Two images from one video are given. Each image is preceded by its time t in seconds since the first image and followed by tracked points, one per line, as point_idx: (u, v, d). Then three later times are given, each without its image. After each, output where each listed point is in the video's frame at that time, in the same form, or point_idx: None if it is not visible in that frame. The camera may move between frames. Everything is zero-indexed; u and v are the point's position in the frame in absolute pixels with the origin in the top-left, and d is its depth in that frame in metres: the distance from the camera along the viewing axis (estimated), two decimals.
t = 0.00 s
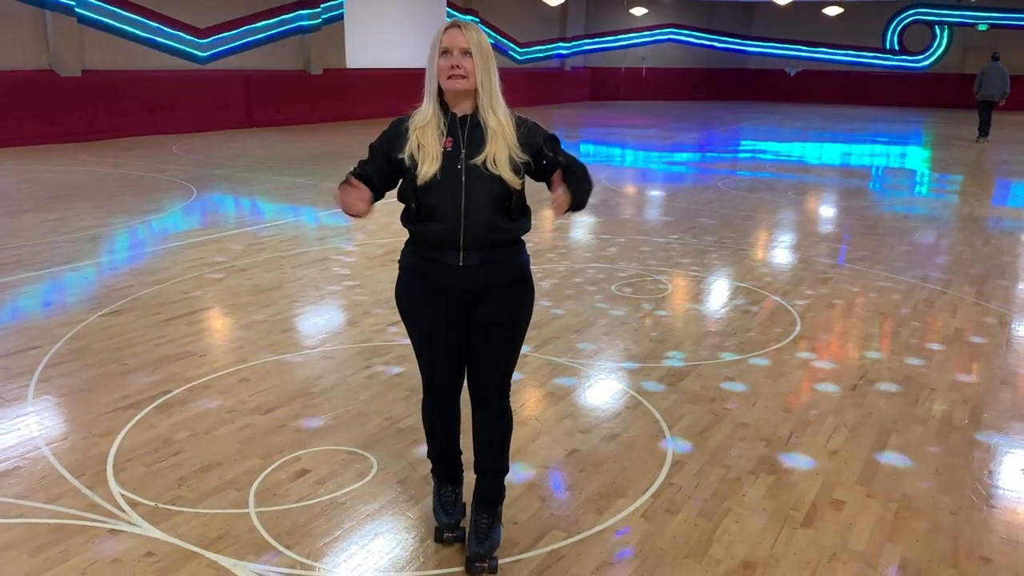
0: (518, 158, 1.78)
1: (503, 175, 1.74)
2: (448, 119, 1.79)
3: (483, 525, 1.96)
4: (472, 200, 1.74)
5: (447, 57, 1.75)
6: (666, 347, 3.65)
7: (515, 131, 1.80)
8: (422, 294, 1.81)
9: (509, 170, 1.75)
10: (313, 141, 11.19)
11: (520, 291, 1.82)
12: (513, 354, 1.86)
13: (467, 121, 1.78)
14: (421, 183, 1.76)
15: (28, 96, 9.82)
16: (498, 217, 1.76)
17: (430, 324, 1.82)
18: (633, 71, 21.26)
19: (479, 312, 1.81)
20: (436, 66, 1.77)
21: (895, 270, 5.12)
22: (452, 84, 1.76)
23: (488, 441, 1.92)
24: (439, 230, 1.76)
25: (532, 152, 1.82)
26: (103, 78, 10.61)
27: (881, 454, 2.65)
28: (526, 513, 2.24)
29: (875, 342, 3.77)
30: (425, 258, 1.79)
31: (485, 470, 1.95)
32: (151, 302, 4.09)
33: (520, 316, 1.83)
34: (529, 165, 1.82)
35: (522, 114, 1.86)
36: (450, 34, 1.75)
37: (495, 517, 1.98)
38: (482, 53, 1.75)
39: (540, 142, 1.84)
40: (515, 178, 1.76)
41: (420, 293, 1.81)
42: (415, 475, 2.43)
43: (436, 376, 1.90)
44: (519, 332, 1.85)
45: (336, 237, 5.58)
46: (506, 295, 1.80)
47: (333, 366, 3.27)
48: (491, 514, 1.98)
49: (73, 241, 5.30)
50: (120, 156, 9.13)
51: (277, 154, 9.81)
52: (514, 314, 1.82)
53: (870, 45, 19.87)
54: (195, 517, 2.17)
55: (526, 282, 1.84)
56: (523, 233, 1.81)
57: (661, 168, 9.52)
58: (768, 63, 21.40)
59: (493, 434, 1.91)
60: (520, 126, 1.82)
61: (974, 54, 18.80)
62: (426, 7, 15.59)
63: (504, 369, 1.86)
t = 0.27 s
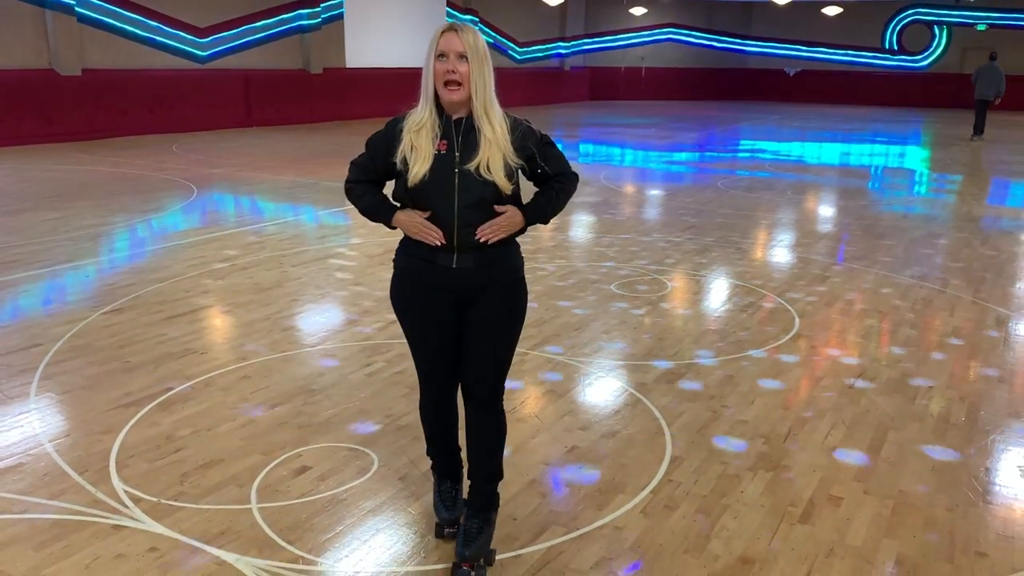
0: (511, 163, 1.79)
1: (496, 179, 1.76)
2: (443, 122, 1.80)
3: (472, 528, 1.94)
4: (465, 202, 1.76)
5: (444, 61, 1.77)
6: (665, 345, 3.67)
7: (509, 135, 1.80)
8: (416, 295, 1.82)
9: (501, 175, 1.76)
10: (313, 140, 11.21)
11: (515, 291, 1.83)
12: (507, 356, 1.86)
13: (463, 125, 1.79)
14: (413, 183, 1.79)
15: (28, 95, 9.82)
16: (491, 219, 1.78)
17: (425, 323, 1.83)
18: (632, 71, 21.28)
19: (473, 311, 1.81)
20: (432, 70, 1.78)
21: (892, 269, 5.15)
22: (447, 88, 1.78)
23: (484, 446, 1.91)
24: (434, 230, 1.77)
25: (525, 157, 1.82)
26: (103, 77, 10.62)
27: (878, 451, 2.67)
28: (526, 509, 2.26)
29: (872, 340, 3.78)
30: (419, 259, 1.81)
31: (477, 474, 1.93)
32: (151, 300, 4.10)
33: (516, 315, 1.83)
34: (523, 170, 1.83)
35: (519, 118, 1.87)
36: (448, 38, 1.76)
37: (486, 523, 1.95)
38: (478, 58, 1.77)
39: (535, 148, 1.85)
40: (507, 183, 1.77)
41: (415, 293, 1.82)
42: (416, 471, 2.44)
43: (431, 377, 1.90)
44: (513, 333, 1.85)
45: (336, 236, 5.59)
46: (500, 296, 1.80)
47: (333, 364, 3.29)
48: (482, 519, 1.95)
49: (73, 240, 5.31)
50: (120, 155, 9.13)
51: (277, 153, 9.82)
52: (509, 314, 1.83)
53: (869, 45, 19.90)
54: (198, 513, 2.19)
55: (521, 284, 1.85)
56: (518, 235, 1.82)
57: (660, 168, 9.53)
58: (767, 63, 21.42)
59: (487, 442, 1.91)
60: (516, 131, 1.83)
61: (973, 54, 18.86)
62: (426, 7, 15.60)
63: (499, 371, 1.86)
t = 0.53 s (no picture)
0: (512, 158, 1.79)
1: (497, 175, 1.76)
2: (445, 119, 1.81)
3: (470, 527, 1.94)
4: (466, 200, 1.76)
5: (446, 57, 1.78)
6: (664, 344, 3.68)
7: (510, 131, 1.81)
8: (416, 293, 1.83)
9: (502, 170, 1.76)
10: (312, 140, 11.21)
11: (514, 291, 1.84)
12: (507, 355, 1.88)
13: (465, 122, 1.80)
14: (414, 180, 1.78)
15: (28, 95, 9.83)
16: (491, 217, 1.79)
17: (425, 321, 1.84)
18: (632, 72, 21.30)
19: (472, 310, 1.82)
20: (434, 66, 1.79)
21: (891, 269, 5.16)
22: (449, 83, 1.78)
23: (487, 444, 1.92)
24: (434, 228, 1.78)
25: (527, 152, 1.83)
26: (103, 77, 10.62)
27: (876, 449, 2.68)
28: (527, 506, 2.27)
29: (871, 340, 3.80)
30: (419, 257, 1.81)
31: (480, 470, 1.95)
32: (152, 299, 4.11)
33: (514, 315, 1.85)
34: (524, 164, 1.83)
35: (519, 114, 1.88)
36: (449, 34, 1.77)
37: (481, 522, 1.95)
38: (480, 53, 1.78)
39: (536, 142, 1.85)
40: (509, 178, 1.77)
41: (414, 292, 1.83)
42: (416, 469, 2.46)
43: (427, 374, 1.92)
44: (512, 332, 1.86)
45: (336, 236, 5.60)
46: (499, 295, 1.82)
47: (334, 363, 3.30)
48: (481, 518, 1.96)
49: (74, 239, 5.32)
50: (120, 154, 9.14)
51: (277, 153, 9.83)
52: (509, 313, 1.84)
53: (868, 45, 19.91)
54: (200, 510, 2.20)
55: (520, 283, 1.86)
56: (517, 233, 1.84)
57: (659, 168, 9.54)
58: (766, 64, 21.44)
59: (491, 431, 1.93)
60: (516, 126, 1.84)
61: (972, 54, 18.86)
62: (425, 6, 15.61)
63: (497, 369, 1.88)
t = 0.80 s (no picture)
0: (514, 157, 1.80)
1: (498, 173, 1.76)
2: (446, 118, 1.82)
3: (476, 520, 1.98)
4: (468, 199, 1.76)
5: (447, 57, 1.80)
6: (664, 344, 3.70)
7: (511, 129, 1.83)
8: (419, 292, 1.84)
9: (504, 168, 1.77)
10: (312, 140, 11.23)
11: (517, 289, 1.85)
12: (509, 351, 1.89)
13: (466, 120, 1.81)
14: (417, 180, 1.79)
15: (28, 95, 9.84)
16: (493, 216, 1.79)
17: (428, 318, 1.85)
18: (631, 72, 21.33)
19: (475, 307, 1.84)
20: (436, 67, 1.81)
21: (890, 269, 5.18)
22: (451, 83, 1.80)
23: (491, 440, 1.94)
24: (436, 227, 1.79)
25: (528, 150, 1.84)
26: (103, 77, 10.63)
27: (875, 447, 2.70)
28: (528, 503, 2.29)
29: (870, 339, 3.82)
30: (422, 255, 1.82)
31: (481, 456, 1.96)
32: (154, 298, 4.13)
33: (517, 312, 1.86)
34: (527, 162, 1.85)
35: (519, 113, 1.90)
36: (450, 35, 1.79)
37: (490, 515, 2.00)
38: (481, 54, 1.80)
39: (538, 141, 1.86)
40: (510, 177, 1.78)
41: (417, 291, 1.84)
42: (418, 466, 2.47)
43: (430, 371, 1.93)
44: (515, 329, 1.88)
45: (336, 236, 5.62)
46: (501, 293, 1.83)
47: (336, 361, 3.32)
48: (487, 512, 1.99)
49: (75, 239, 5.33)
50: (120, 154, 9.16)
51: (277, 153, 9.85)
52: (511, 310, 1.85)
53: (867, 46, 19.94)
54: (204, 507, 2.22)
55: (522, 281, 1.87)
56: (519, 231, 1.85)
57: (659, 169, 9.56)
58: (765, 64, 21.46)
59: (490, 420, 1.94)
60: (518, 124, 1.86)
61: (971, 55, 18.90)
62: (425, 7, 15.63)
63: (500, 366, 1.90)
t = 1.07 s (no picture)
0: (514, 158, 1.81)
1: (500, 175, 1.78)
2: (447, 119, 1.82)
3: (523, 507, 2.05)
4: (472, 200, 1.77)
5: (449, 59, 1.81)
6: (663, 342, 3.71)
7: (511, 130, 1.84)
8: (425, 290, 1.86)
9: (505, 170, 1.78)
10: (312, 139, 11.24)
11: (522, 285, 1.87)
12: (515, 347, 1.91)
13: (467, 121, 1.82)
14: (419, 182, 1.79)
15: (28, 94, 9.85)
16: (497, 214, 1.80)
17: (433, 316, 1.87)
18: (631, 71, 21.34)
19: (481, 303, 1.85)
20: (437, 68, 1.81)
21: (889, 268, 5.19)
22: (453, 85, 1.81)
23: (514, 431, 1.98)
24: (440, 227, 1.79)
25: (528, 152, 1.85)
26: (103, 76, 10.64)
27: (872, 444, 2.72)
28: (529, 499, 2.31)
29: (869, 337, 3.83)
30: (427, 254, 1.83)
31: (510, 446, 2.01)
32: (155, 296, 4.14)
33: (523, 308, 1.88)
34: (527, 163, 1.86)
35: (520, 113, 1.90)
36: (452, 36, 1.80)
37: (534, 499, 2.06)
38: (482, 55, 1.81)
39: (538, 142, 1.88)
40: (511, 178, 1.79)
41: (423, 289, 1.85)
42: (419, 463, 2.49)
43: (438, 368, 1.95)
44: (520, 325, 1.89)
45: (336, 234, 5.63)
46: (507, 288, 1.85)
47: (337, 359, 3.33)
48: (530, 497, 2.05)
49: (76, 237, 5.34)
50: (120, 153, 9.17)
51: (277, 152, 9.85)
52: (516, 306, 1.87)
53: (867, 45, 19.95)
54: (206, 503, 2.23)
55: (526, 276, 1.89)
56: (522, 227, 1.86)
57: (659, 168, 9.57)
58: (765, 64, 21.47)
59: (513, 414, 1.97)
60: (518, 125, 1.87)
61: (970, 54, 18.92)
62: (425, 6, 15.64)
63: (507, 361, 1.91)
